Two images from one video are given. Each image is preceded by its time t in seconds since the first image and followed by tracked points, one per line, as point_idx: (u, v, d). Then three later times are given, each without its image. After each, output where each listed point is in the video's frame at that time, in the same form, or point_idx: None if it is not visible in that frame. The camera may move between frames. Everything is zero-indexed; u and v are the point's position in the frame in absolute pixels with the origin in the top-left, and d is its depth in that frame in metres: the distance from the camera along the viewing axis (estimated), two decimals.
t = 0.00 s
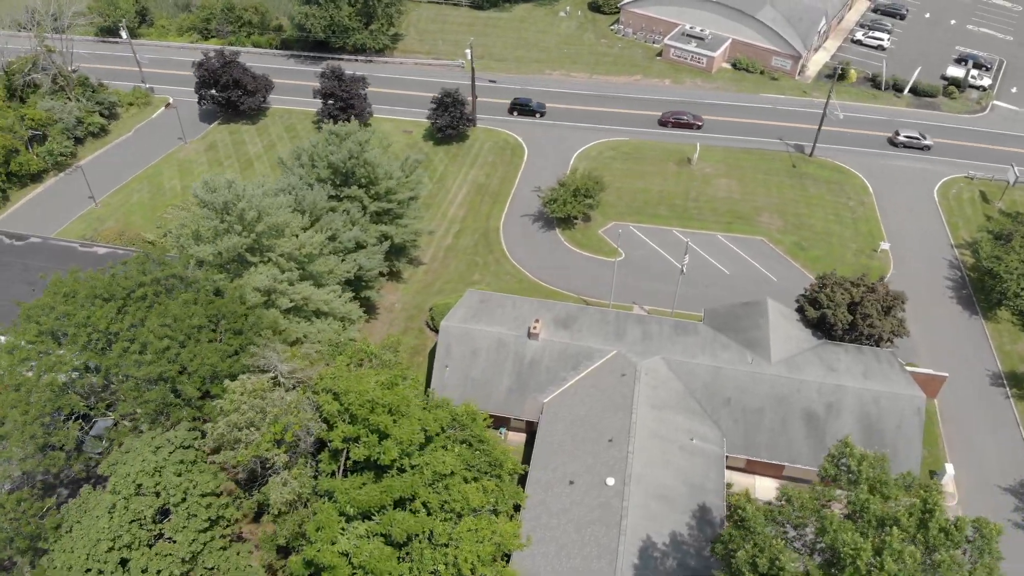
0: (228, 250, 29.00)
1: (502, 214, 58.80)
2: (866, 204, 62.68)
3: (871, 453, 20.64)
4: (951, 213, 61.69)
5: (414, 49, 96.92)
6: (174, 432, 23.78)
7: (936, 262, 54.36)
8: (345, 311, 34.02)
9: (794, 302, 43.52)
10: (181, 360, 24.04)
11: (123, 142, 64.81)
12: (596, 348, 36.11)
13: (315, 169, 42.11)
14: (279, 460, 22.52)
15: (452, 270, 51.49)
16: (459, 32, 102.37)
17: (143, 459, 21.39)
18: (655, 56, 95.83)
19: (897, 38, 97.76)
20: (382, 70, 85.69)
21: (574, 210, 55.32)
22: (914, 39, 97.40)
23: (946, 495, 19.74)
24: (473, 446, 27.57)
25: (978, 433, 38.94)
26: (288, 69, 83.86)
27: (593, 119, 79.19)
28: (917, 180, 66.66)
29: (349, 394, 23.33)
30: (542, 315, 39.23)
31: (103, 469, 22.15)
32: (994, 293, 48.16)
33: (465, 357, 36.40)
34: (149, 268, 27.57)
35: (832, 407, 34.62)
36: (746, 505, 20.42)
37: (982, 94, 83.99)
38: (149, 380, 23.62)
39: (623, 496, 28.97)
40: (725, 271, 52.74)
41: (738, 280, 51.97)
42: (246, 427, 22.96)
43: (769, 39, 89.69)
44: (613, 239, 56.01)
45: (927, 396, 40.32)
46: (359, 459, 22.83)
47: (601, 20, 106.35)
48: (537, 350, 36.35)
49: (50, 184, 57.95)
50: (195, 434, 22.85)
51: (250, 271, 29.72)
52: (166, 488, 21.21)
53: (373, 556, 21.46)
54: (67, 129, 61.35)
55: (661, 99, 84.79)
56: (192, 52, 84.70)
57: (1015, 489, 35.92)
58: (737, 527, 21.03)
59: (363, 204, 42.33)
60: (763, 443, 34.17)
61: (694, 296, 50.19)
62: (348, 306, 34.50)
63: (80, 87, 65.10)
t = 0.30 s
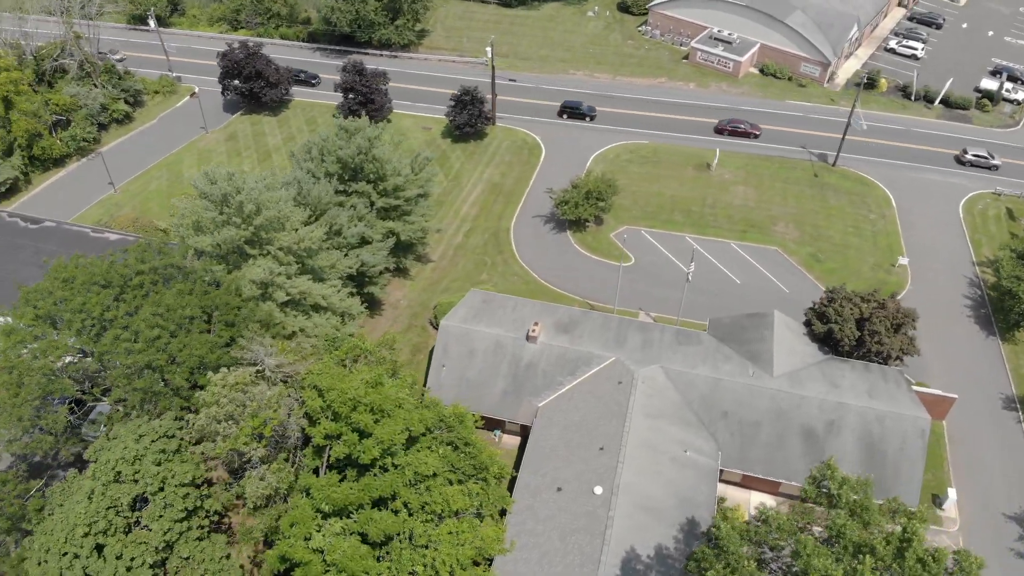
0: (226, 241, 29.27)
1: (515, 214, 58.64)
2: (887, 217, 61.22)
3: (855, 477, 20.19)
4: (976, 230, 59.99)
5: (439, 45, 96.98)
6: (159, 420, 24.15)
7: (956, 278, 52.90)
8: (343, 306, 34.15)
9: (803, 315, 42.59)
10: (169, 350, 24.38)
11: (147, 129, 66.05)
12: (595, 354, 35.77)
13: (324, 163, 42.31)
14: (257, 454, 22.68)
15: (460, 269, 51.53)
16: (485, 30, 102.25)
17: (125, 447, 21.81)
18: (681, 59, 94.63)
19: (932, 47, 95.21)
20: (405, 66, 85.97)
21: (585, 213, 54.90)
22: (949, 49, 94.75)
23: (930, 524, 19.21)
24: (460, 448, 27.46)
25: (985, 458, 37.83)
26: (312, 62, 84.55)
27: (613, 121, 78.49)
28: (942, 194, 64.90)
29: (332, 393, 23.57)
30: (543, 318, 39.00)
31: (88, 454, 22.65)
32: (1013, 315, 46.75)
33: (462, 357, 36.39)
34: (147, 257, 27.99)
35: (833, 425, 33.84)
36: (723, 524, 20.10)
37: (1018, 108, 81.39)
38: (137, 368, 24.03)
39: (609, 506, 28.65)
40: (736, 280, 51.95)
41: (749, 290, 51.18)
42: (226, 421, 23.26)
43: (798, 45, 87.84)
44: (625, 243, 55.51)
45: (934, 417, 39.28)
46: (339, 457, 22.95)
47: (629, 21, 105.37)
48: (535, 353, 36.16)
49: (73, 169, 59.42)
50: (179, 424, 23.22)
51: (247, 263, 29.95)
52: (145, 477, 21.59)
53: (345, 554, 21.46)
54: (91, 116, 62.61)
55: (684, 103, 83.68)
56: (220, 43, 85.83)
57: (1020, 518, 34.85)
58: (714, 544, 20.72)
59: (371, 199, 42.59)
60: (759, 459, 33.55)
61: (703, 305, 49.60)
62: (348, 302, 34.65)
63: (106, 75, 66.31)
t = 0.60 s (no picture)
0: (225, 233, 29.55)
1: (526, 215, 58.52)
2: (907, 230, 59.80)
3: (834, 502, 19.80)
4: (999, 247, 58.33)
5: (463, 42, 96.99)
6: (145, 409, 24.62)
7: (974, 297, 51.51)
8: (342, 303, 34.39)
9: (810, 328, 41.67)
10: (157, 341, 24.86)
11: (170, 118, 67.20)
12: (592, 360, 35.47)
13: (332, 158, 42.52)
14: (234, 448, 22.92)
15: (467, 268, 51.66)
16: (511, 29, 102.04)
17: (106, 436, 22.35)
18: (707, 63, 93.37)
19: (967, 58, 92.64)
20: (427, 63, 86.18)
21: (596, 217, 54.53)
22: (985, 61, 92.14)
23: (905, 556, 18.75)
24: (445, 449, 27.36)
25: (990, 483, 36.85)
26: (336, 57, 85.23)
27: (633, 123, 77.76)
28: (967, 210, 63.19)
29: (314, 389, 23.67)
30: (543, 321, 38.79)
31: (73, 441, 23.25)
32: None
33: (459, 357, 36.41)
34: (145, 247, 28.47)
35: (831, 443, 33.13)
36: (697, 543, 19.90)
37: None
38: (125, 357, 24.56)
39: (594, 515, 28.41)
40: (746, 290, 51.28)
41: (758, 301, 50.49)
42: (205, 413, 23.71)
43: (827, 53, 85.93)
44: (635, 248, 55.05)
45: (940, 439, 38.32)
46: (318, 453, 23.15)
47: (656, 23, 104.30)
48: (531, 356, 36.00)
49: (94, 155, 60.85)
50: (163, 415, 23.66)
51: (245, 256, 30.26)
52: (124, 465, 22.11)
53: (317, 551, 21.63)
54: (115, 103, 63.93)
55: (707, 108, 82.52)
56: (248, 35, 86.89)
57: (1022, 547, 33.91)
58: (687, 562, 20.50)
59: (379, 196, 42.76)
60: (752, 474, 33.00)
61: (710, 314, 49.07)
62: (347, 298, 34.94)
63: (132, 63, 67.59)
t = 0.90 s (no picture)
0: (222, 227, 29.86)
1: (536, 217, 58.28)
2: (926, 246, 58.30)
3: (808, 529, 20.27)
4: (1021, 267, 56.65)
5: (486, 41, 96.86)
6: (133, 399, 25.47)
7: (991, 317, 50.20)
8: (339, 299, 34.58)
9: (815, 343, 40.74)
10: (146, 333, 25.67)
11: (192, 109, 68.23)
12: (588, 367, 35.13)
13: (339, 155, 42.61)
14: (211, 442, 23.25)
15: (472, 268, 51.64)
16: (535, 29, 101.68)
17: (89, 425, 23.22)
18: (732, 68, 91.36)
19: (1000, 71, 90.15)
20: (449, 61, 86.27)
21: (605, 221, 54.04)
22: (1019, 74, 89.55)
23: None
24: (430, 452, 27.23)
25: (994, 510, 35.89)
26: (359, 53, 85.70)
27: (651, 127, 76.98)
28: (990, 227, 61.50)
29: (296, 387, 24.22)
30: (542, 325, 38.52)
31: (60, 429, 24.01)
32: None
33: (454, 358, 36.37)
34: (143, 238, 29.04)
35: (828, 462, 32.42)
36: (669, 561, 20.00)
37: None
38: (114, 346, 25.40)
39: (577, 525, 28.14)
40: (754, 302, 50.49)
41: (767, 313, 49.68)
42: (185, 407, 24.02)
43: (855, 61, 83.59)
44: (645, 254, 54.56)
45: (944, 463, 37.32)
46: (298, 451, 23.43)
47: (683, 26, 103.06)
48: (527, 361, 35.81)
49: (115, 143, 62.20)
50: (147, 407, 24.34)
51: (241, 250, 30.52)
52: (105, 454, 22.89)
53: (289, 549, 21.63)
54: (136, 92, 65.05)
55: (729, 113, 81.28)
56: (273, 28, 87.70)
57: None
58: None
59: (385, 193, 42.84)
60: (745, 490, 32.44)
61: (716, 325, 48.46)
62: (346, 296, 35.25)
63: (156, 53, 68.68)
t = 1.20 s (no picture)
0: (218, 221, 30.19)
1: (545, 219, 58.03)
2: (943, 262, 56.80)
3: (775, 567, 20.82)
4: None
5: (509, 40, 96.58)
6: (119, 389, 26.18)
7: (1005, 339, 48.86)
8: (336, 297, 34.82)
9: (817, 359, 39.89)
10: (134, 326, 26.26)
11: (212, 100, 69.14)
12: (581, 375, 34.88)
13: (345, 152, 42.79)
14: (187, 437, 23.68)
15: (477, 269, 51.61)
16: (558, 30, 101.17)
17: (72, 415, 24.03)
18: (755, 75, 89.62)
19: None
20: (469, 61, 86.23)
21: (613, 227, 53.60)
22: None
23: None
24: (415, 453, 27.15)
25: (995, 539, 35.02)
26: (380, 50, 86.04)
27: (668, 132, 76.17)
28: (1012, 245, 59.75)
29: (276, 385, 24.52)
30: (539, 329, 38.31)
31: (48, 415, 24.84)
32: None
33: (449, 360, 36.48)
34: (142, 229, 29.60)
35: (821, 482, 31.77)
36: None
37: None
38: (102, 336, 26.08)
39: (558, 535, 27.95)
40: (761, 314, 49.77)
41: (773, 326, 48.93)
42: (164, 400, 24.28)
43: (881, 70, 81.33)
44: (652, 261, 54.11)
45: (945, 487, 36.52)
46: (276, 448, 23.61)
47: (709, 30, 101.72)
48: (521, 366, 35.70)
49: (134, 133, 63.47)
50: (129, 398, 25.05)
51: (237, 245, 30.87)
52: (85, 443, 23.68)
53: (260, 546, 21.72)
54: (157, 83, 66.23)
55: (749, 119, 79.99)
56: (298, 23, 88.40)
57: None
58: None
59: (390, 191, 42.92)
60: (734, 507, 31.97)
61: (720, 336, 47.84)
62: (344, 294, 35.50)
63: (178, 45, 69.70)
